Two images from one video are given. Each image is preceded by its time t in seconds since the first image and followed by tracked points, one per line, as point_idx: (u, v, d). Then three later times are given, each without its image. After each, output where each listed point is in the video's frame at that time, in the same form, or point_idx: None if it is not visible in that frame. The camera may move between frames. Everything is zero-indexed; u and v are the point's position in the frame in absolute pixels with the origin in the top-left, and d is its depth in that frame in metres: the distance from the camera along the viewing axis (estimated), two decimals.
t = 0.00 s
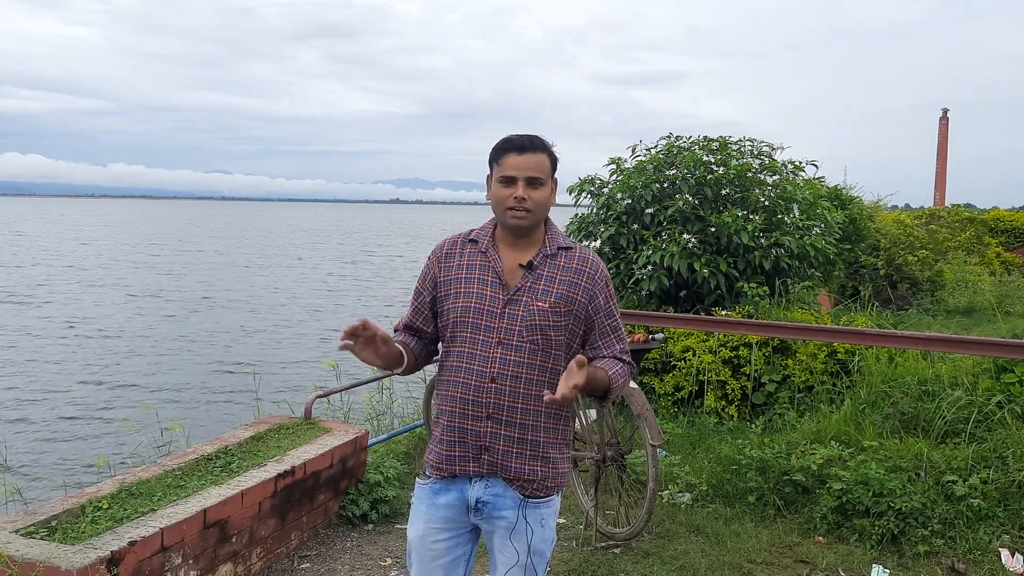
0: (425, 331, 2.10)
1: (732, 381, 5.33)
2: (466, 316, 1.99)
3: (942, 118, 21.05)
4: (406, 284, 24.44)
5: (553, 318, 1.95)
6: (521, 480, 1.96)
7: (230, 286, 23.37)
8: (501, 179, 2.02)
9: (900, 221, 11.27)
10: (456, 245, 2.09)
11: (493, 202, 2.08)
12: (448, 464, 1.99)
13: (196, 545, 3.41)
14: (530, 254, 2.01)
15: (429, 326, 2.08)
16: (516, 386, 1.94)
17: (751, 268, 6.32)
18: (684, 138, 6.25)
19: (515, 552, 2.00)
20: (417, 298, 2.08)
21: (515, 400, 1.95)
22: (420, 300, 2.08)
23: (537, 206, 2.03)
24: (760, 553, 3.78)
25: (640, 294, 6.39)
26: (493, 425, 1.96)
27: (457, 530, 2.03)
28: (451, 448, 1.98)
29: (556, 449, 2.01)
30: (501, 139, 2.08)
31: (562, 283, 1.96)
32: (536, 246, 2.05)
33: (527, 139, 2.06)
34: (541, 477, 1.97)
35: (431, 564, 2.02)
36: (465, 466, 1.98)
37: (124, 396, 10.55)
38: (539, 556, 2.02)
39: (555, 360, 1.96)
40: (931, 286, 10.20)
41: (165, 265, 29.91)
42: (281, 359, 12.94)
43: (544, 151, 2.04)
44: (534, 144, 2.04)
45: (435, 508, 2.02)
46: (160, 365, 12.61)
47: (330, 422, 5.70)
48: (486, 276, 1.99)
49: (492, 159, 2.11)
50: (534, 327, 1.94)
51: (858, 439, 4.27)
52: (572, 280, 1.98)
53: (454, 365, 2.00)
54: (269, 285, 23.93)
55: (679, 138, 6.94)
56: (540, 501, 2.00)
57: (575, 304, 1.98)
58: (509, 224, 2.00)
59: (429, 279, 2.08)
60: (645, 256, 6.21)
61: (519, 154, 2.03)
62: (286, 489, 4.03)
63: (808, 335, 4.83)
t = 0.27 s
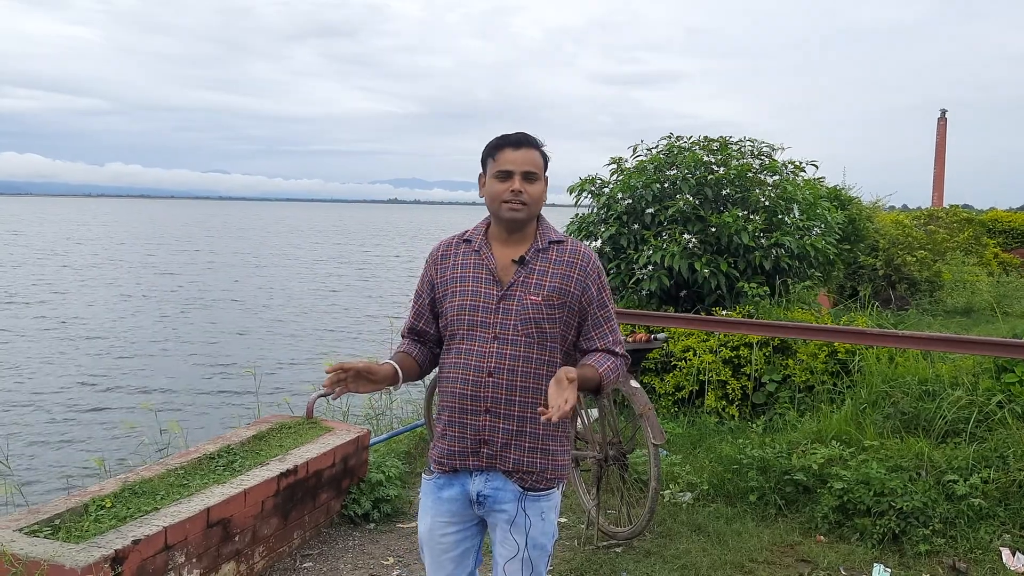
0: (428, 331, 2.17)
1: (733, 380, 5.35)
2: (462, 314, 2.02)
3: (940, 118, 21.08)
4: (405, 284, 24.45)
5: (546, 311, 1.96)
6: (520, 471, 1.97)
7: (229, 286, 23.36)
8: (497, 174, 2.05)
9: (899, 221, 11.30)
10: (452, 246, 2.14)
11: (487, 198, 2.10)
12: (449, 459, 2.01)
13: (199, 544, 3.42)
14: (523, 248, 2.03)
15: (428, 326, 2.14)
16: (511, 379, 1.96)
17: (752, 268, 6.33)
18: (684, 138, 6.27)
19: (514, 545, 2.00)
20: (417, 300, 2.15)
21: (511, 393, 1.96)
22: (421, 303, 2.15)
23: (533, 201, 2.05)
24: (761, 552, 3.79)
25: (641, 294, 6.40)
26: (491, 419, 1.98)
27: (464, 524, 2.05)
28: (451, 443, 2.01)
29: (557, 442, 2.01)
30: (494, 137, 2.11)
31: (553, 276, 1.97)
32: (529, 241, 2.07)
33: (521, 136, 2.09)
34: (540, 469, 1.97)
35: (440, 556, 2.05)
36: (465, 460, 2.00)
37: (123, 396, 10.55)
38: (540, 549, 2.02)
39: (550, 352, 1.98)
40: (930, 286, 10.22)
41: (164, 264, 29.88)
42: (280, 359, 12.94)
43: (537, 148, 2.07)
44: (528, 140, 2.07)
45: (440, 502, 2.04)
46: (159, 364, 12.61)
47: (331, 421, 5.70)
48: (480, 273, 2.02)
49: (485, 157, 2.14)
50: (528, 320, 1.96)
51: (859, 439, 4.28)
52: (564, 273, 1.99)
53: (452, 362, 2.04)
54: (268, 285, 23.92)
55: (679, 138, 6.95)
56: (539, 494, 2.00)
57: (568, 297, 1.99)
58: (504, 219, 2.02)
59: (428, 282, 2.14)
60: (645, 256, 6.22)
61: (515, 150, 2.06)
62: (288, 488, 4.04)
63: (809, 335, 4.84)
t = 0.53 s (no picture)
0: (426, 329, 2.20)
1: (732, 380, 5.35)
2: (458, 309, 2.05)
3: (937, 119, 21.12)
4: (402, 283, 24.44)
5: (540, 302, 1.99)
6: (519, 460, 1.99)
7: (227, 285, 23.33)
8: (486, 173, 2.06)
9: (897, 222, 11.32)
10: (446, 244, 2.16)
11: (478, 196, 2.12)
12: (451, 451, 2.04)
13: (200, 542, 3.42)
14: (516, 244, 2.06)
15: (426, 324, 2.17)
16: (508, 370, 1.99)
17: (751, 268, 6.33)
18: (685, 138, 6.27)
19: (513, 535, 2.01)
20: (414, 299, 2.18)
21: (508, 384, 1.99)
22: (418, 302, 2.18)
23: (523, 197, 2.07)
24: (762, 551, 3.79)
25: (641, 294, 6.40)
26: (489, 410, 2.01)
27: (474, 514, 2.08)
28: (453, 435, 2.04)
29: (555, 430, 2.04)
30: (481, 137, 2.12)
31: (546, 268, 2.00)
32: (522, 236, 2.09)
33: (508, 133, 2.10)
34: (538, 457, 1.99)
35: (453, 545, 2.09)
36: (466, 452, 2.03)
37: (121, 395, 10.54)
38: (540, 539, 2.01)
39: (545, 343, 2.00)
40: (928, 287, 10.23)
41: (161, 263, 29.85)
42: (278, 358, 12.93)
43: (525, 145, 2.08)
44: (515, 138, 2.08)
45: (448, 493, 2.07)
46: (157, 364, 12.59)
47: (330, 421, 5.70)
48: (474, 270, 2.05)
49: (473, 156, 2.15)
50: (523, 313, 1.99)
51: (859, 438, 4.29)
52: (556, 265, 2.02)
53: (450, 357, 2.06)
54: (266, 285, 23.91)
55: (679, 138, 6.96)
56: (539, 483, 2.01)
57: (561, 288, 2.02)
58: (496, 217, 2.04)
59: (424, 280, 2.17)
60: (645, 256, 6.22)
61: (502, 148, 2.07)
62: (289, 487, 4.04)
63: (809, 335, 4.84)
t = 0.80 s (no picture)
0: (425, 329, 2.25)
1: (731, 379, 5.34)
2: (454, 306, 2.10)
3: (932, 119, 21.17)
4: (398, 282, 24.42)
5: (534, 294, 2.03)
6: (521, 449, 2.03)
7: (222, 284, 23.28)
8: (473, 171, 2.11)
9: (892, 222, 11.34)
10: (440, 244, 2.21)
11: (466, 194, 2.16)
12: (455, 444, 2.09)
13: (200, 541, 3.41)
14: (507, 238, 2.11)
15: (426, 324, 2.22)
16: (507, 361, 2.03)
17: (748, 267, 6.34)
18: (684, 138, 6.27)
19: (515, 524, 2.06)
20: (413, 300, 2.23)
21: (507, 375, 2.03)
22: (416, 302, 2.23)
23: (510, 192, 2.12)
24: (761, 550, 3.78)
25: (638, 293, 6.40)
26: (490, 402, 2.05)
27: (478, 504, 2.14)
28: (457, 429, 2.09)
29: (555, 417, 2.08)
30: (467, 136, 2.17)
31: (537, 261, 2.04)
32: (511, 230, 2.14)
33: (494, 132, 2.15)
34: (539, 445, 2.04)
35: (457, 534, 2.15)
36: (469, 444, 2.08)
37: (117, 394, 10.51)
38: (541, 528, 2.06)
39: (542, 333, 2.04)
40: (923, 287, 10.25)
41: (156, 262, 29.78)
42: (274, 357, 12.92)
43: (510, 143, 2.13)
44: (500, 137, 2.13)
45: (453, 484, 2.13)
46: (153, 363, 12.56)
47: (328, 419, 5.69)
48: (468, 267, 2.09)
49: (460, 155, 2.20)
50: (518, 305, 2.03)
51: (857, 438, 4.29)
52: (548, 257, 2.06)
53: (449, 353, 2.11)
54: (261, 284, 23.86)
55: (677, 137, 6.96)
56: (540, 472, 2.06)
57: (553, 278, 2.06)
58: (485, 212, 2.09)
59: (420, 281, 2.22)
60: (643, 255, 6.22)
61: (488, 146, 2.12)
62: (288, 485, 4.04)
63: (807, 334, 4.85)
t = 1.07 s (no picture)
0: (417, 329, 2.23)
1: (727, 379, 5.31)
2: (446, 303, 2.09)
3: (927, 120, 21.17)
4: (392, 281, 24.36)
5: (524, 289, 2.03)
6: (514, 444, 2.02)
7: (216, 283, 23.20)
8: (463, 169, 2.11)
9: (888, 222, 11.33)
10: (431, 244, 2.21)
11: (456, 192, 2.16)
12: (449, 441, 2.07)
13: (195, 541, 3.37)
14: (497, 236, 2.10)
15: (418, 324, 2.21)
16: (499, 356, 2.02)
17: (745, 267, 6.30)
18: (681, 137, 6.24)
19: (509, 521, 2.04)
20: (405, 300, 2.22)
21: (500, 370, 2.02)
22: (407, 302, 2.22)
23: (501, 190, 2.12)
24: (758, 551, 3.76)
25: (635, 292, 6.37)
26: (483, 397, 2.04)
27: (474, 501, 2.11)
28: (450, 426, 2.07)
29: (548, 413, 2.07)
30: (459, 135, 2.16)
31: (528, 257, 2.05)
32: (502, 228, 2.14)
33: (485, 130, 2.15)
34: (532, 439, 2.02)
35: (452, 532, 2.13)
36: (463, 440, 2.06)
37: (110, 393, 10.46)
38: (536, 524, 2.04)
39: (533, 328, 2.04)
40: (918, 286, 10.24)
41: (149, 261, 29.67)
42: (268, 356, 12.87)
43: (502, 141, 2.13)
44: (492, 135, 2.13)
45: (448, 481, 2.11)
46: (146, 362, 12.50)
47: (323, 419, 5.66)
48: (459, 264, 2.09)
49: (451, 154, 2.19)
50: (510, 300, 2.03)
51: (854, 438, 4.28)
52: (537, 252, 2.06)
53: (441, 351, 2.10)
54: (255, 282, 23.79)
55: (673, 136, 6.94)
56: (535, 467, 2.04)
57: (543, 274, 2.06)
58: (475, 211, 2.09)
59: (412, 281, 2.21)
60: (640, 254, 6.19)
61: (479, 144, 2.12)
62: (283, 485, 4.00)
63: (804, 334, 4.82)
